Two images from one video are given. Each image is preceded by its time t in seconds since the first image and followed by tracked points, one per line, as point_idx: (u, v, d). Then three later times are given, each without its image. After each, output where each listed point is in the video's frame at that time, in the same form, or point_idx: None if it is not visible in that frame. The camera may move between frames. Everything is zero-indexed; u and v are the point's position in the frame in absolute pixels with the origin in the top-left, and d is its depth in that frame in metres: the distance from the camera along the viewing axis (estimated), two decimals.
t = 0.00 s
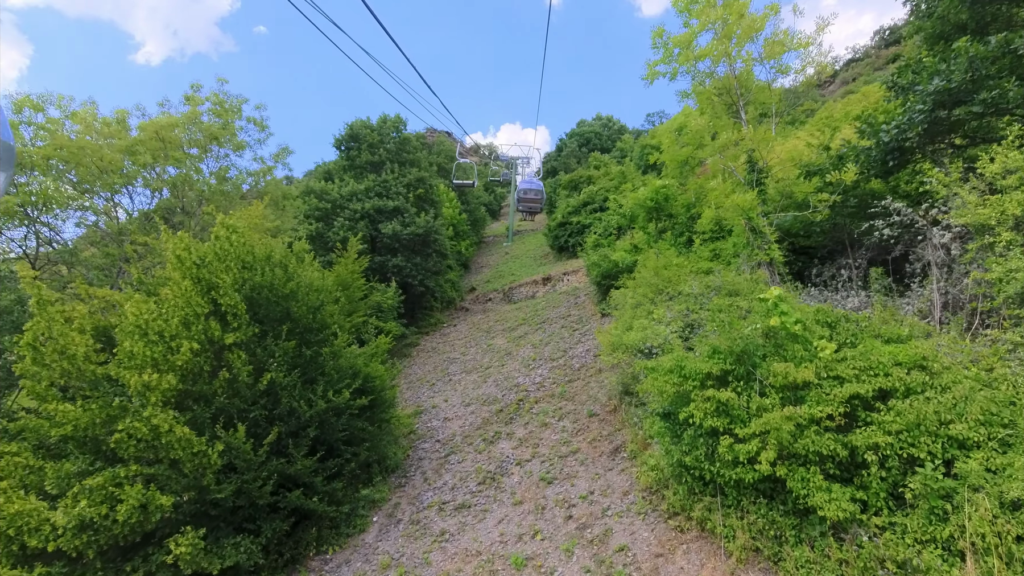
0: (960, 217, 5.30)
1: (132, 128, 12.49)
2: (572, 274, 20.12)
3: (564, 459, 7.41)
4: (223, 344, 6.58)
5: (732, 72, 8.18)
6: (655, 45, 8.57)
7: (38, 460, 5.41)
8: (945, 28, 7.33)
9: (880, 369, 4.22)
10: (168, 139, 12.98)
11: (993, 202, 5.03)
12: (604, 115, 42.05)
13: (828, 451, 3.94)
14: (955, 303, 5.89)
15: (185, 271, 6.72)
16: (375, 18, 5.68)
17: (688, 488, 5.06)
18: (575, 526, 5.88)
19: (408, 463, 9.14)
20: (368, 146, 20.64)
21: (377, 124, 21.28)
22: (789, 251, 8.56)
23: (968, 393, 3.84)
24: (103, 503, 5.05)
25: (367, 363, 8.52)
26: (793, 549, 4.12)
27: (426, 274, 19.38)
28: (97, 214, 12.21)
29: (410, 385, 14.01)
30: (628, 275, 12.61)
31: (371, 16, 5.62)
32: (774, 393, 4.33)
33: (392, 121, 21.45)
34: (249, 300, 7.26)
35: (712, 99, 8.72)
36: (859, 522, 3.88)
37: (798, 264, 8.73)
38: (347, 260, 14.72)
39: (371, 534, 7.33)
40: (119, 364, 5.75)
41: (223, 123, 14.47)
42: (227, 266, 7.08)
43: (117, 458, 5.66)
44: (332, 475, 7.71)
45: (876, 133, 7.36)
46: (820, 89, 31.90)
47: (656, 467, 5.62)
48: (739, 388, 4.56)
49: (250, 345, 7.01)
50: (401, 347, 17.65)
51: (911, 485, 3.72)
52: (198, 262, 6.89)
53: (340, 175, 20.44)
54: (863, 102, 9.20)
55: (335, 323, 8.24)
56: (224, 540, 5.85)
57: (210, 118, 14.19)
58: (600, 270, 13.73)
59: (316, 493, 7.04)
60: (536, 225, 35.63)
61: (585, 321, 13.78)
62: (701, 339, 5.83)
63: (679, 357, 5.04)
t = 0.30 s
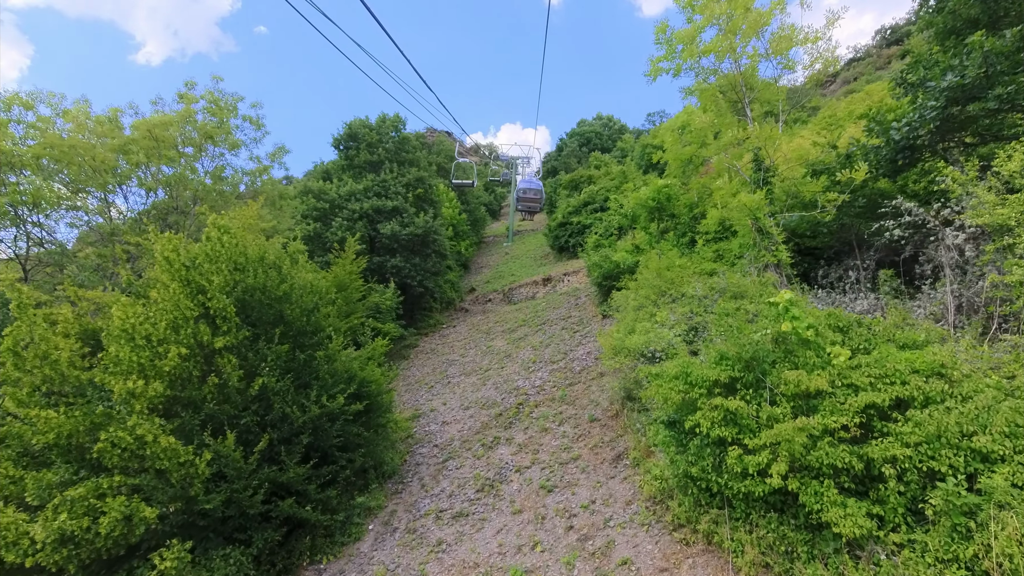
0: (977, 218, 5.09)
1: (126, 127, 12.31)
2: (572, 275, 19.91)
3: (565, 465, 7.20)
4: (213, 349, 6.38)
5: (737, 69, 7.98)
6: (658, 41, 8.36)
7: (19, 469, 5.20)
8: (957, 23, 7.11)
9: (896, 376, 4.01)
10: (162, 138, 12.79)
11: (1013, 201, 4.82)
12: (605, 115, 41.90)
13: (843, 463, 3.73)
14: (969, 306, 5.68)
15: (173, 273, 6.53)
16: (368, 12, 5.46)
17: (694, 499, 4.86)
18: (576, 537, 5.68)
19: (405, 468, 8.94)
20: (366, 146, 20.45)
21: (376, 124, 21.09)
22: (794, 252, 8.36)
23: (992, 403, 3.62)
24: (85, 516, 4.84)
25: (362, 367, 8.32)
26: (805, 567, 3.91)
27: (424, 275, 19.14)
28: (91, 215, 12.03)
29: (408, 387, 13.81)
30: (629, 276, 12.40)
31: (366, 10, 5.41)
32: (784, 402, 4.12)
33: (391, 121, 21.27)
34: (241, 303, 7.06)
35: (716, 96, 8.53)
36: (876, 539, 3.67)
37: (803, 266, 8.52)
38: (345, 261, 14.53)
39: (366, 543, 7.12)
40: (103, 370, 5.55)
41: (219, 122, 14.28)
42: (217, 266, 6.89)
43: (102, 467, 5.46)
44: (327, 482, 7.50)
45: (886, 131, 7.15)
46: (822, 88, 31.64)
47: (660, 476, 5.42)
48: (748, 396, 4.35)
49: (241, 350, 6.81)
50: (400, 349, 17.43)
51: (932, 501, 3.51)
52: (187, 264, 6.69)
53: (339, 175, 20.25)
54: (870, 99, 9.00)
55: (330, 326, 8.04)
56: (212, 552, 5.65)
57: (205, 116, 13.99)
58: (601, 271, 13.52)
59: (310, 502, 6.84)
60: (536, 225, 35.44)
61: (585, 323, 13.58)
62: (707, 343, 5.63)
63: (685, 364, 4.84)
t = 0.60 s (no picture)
0: (995, 218, 4.88)
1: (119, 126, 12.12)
2: (573, 275, 19.71)
3: (566, 473, 7.00)
4: (202, 353, 6.19)
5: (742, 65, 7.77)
6: (661, 37, 8.15)
7: None
8: (969, 18, 6.90)
9: (914, 385, 3.79)
10: (156, 137, 12.60)
11: None
12: (605, 115, 41.72)
13: (859, 477, 3.52)
14: (985, 310, 5.47)
15: (162, 275, 6.34)
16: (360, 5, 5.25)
17: (701, 512, 4.65)
18: (577, 549, 5.48)
19: (401, 474, 8.74)
20: (365, 145, 20.25)
21: (374, 123, 20.90)
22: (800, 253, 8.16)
23: (1018, 414, 3.39)
24: (65, 529, 4.65)
25: (358, 371, 8.11)
26: None
27: (423, 275, 18.92)
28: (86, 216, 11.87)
29: (407, 390, 13.60)
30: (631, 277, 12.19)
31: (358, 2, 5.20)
32: (796, 413, 3.92)
33: (389, 121, 21.07)
34: (232, 305, 6.85)
35: (721, 94, 8.35)
36: (895, 558, 3.45)
37: (810, 267, 8.32)
38: (342, 262, 14.32)
39: (361, 552, 6.92)
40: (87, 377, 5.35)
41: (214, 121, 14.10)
42: (206, 269, 6.70)
43: (85, 477, 5.26)
44: (320, 489, 7.30)
45: (898, 129, 6.93)
46: (824, 87, 31.41)
47: (664, 487, 5.21)
48: (758, 405, 4.14)
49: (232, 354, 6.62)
50: (399, 350, 17.22)
51: (954, 519, 3.29)
52: (176, 266, 6.49)
53: (337, 174, 20.04)
54: (877, 96, 8.79)
55: (324, 329, 7.84)
56: (200, 564, 5.45)
57: (200, 115, 13.79)
58: (602, 272, 13.30)
59: (303, 511, 6.63)
60: (536, 225, 35.23)
61: (586, 325, 13.38)
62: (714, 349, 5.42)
63: (691, 371, 4.64)
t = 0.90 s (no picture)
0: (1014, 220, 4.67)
1: (113, 124, 11.94)
2: (573, 276, 19.51)
3: (566, 481, 6.80)
4: (191, 359, 5.99)
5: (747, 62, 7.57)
6: (664, 33, 7.95)
7: None
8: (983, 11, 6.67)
9: (936, 396, 3.57)
10: (149, 136, 12.42)
11: None
12: (605, 115, 41.54)
13: (876, 494, 3.31)
14: (1001, 315, 5.27)
15: (150, 277, 6.14)
16: None
17: (709, 526, 4.45)
18: (578, 562, 5.28)
19: (398, 481, 8.53)
20: (363, 145, 20.06)
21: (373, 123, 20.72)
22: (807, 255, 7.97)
23: None
24: (43, 545, 4.45)
25: (353, 376, 7.91)
26: None
27: (422, 276, 18.70)
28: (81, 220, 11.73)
29: (405, 393, 13.40)
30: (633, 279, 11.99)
31: None
32: (810, 425, 3.72)
33: (388, 120, 20.89)
34: (223, 309, 6.65)
35: (725, 92, 8.15)
36: None
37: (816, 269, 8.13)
38: (340, 263, 14.12)
39: (355, 563, 6.71)
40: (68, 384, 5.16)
41: (210, 120, 13.92)
42: (196, 270, 6.51)
43: (67, 489, 5.06)
44: (314, 498, 7.10)
45: (909, 127, 6.71)
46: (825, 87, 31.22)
47: (669, 499, 5.01)
48: (770, 416, 3.93)
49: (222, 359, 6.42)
50: (398, 352, 17.02)
51: (980, 539, 3.03)
52: (165, 269, 6.30)
53: (335, 174, 19.85)
54: (885, 94, 8.58)
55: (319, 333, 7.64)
56: None
57: (194, 113, 13.59)
58: (603, 273, 13.10)
59: (295, 521, 6.43)
60: (536, 225, 35.03)
61: (588, 327, 13.18)
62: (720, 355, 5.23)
63: (697, 379, 4.44)
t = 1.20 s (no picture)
0: None
1: (106, 124, 11.78)
2: (574, 276, 19.31)
3: (567, 489, 6.60)
4: (179, 364, 5.81)
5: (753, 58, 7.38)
6: (668, 29, 7.74)
7: None
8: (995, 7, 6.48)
9: (959, 408, 3.36)
10: (143, 135, 12.24)
11: None
12: (606, 114, 41.39)
13: (898, 512, 3.10)
14: (1020, 318, 5.08)
15: (137, 280, 5.95)
16: None
17: (718, 541, 4.25)
18: None
19: (395, 488, 8.33)
20: (362, 144, 19.87)
21: (372, 122, 20.52)
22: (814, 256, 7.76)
23: None
24: (20, 561, 4.25)
25: (349, 380, 7.72)
26: None
27: (422, 277, 18.48)
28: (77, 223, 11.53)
29: (403, 396, 13.20)
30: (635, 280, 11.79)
31: None
32: (825, 438, 3.51)
33: (387, 119, 20.69)
34: (213, 312, 6.46)
35: (730, 89, 7.96)
36: None
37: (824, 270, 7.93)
38: (338, 263, 13.93)
39: (350, 574, 6.50)
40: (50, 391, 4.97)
41: (206, 120, 13.74)
42: (185, 273, 6.31)
43: (49, 501, 4.88)
44: (308, 507, 6.89)
45: (921, 125, 6.54)
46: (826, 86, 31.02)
47: (675, 511, 4.80)
48: (782, 427, 3.73)
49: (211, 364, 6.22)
50: (396, 354, 16.82)
51: (1012, 562, 2.81)
52: (152, 271, 6.11)
53: (334, 174, 19.66)
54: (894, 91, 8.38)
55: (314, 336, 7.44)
56: None
57: (189, 112, 13.40)
58: (605, 274, 12.91)
59: (288, 531, 6.22)
60: (537, 225, 34.85)
61: (588, 329, 12.98)
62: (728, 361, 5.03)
63: (705, 388, 4.24)
